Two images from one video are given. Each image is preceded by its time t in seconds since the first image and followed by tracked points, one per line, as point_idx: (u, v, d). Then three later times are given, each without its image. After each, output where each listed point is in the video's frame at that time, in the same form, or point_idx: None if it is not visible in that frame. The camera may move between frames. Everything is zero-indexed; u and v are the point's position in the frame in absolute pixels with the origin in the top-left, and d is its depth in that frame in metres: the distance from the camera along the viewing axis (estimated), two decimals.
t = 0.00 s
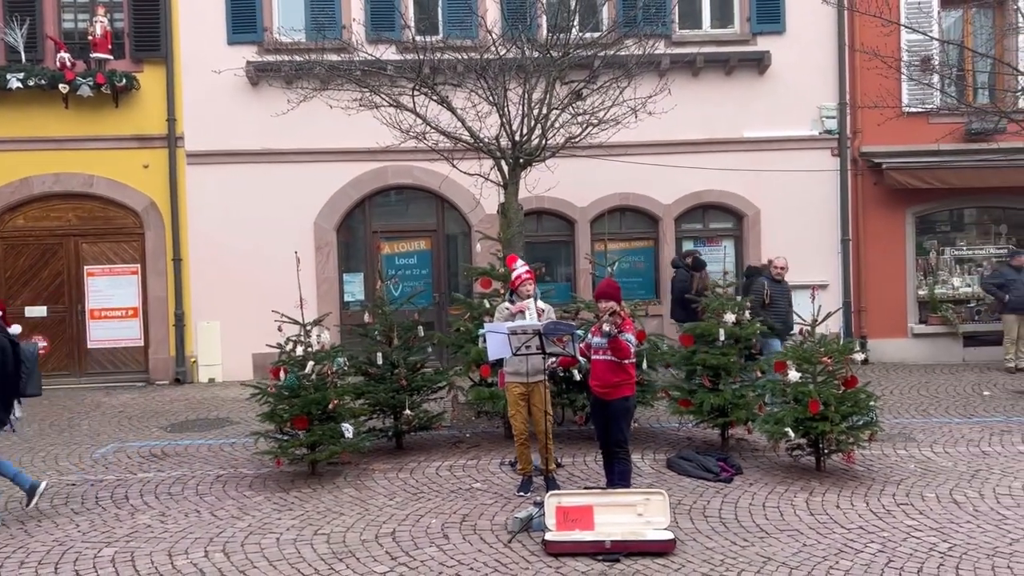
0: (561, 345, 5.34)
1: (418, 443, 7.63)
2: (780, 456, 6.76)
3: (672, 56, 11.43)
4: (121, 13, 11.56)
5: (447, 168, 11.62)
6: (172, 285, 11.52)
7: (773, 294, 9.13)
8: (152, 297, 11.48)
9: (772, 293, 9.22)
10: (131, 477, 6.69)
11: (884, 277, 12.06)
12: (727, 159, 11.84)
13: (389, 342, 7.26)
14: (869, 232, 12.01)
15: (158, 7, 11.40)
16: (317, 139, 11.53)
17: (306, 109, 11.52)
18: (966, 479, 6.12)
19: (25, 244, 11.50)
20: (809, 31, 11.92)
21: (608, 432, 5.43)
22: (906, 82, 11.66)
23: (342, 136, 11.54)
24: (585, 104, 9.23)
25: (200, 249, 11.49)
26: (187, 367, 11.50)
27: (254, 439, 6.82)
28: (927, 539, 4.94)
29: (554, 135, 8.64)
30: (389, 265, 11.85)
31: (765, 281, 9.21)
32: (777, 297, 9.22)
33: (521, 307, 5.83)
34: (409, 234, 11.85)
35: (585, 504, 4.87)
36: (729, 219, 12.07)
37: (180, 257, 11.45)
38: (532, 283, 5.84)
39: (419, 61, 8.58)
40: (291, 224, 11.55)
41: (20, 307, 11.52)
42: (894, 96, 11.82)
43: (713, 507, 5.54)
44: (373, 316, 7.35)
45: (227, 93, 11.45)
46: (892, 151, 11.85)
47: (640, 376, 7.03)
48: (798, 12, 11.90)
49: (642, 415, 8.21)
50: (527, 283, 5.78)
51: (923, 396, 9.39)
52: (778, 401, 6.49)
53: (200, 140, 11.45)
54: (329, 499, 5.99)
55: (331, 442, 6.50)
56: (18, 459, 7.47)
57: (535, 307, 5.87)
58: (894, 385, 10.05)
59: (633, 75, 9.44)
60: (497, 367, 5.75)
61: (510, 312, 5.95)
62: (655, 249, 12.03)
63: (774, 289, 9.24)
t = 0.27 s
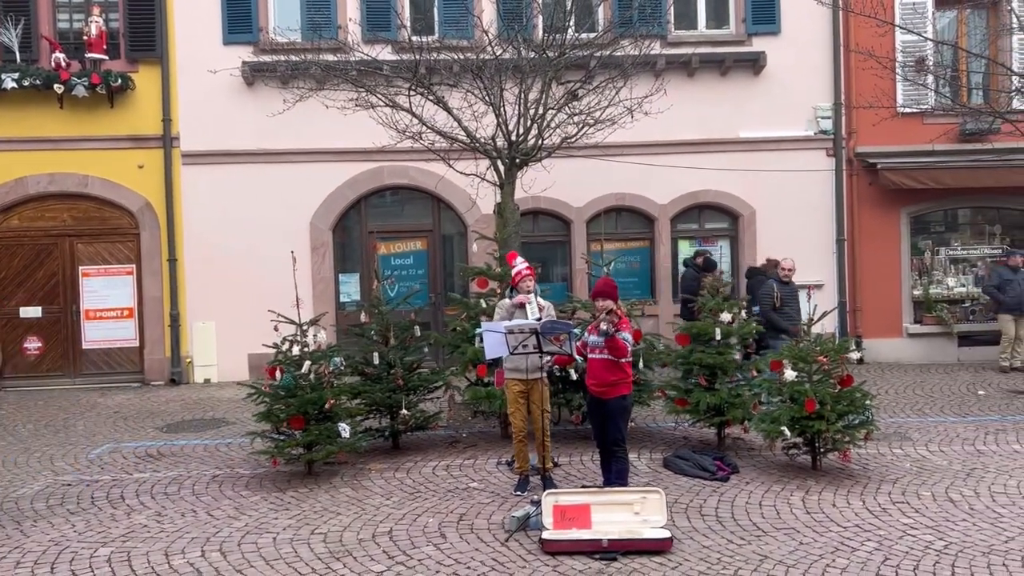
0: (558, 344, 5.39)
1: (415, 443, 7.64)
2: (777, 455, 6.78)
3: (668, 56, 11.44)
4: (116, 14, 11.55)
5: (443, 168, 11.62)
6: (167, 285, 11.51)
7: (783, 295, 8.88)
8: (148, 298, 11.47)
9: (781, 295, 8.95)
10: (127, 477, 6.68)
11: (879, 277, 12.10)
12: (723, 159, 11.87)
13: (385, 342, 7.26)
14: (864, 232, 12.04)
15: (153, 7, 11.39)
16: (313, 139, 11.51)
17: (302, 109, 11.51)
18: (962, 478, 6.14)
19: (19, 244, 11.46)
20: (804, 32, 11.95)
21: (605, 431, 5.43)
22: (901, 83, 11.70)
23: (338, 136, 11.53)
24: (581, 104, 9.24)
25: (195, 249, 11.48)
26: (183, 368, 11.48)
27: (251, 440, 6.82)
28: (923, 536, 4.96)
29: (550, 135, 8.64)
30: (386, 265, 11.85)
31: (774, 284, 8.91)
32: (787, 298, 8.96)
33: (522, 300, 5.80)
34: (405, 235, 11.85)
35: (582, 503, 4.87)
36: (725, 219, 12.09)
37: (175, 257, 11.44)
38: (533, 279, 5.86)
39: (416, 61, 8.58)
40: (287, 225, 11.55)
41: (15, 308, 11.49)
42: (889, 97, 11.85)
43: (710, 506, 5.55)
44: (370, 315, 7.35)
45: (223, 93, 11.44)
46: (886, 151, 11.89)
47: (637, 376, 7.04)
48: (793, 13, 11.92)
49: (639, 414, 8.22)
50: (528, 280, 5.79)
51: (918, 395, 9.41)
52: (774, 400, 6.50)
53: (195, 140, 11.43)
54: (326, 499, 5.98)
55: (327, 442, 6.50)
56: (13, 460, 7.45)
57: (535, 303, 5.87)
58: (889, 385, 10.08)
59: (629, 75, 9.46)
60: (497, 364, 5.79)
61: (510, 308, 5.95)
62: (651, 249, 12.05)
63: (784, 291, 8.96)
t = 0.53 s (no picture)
0: (558, 344, 5.37)
1: (415, 444, 7.64)
2: (777, 455, 6.79)
3: (667, 58, 11.46)
4: (115, 16, 11.57)
5: (442, 169, 11.63)
6: (167, 287, 11.51)
7: (798, 294, 9.02)
8: (147, 300, 11.47)
9: (796, 294, 9.08)
10: (128, 479, 6.68)
11: (878, 277, 12.11)
12: (721, 160, 11.88)
13: (385, 343, 7.27)
14: (862, 232, 12.06)
15: (152, 9, 11.41)
16: (312, 141, 11.52)
17: (302, 111, 11.52)
18: (962, 477, 6.15)
19: (19, 246, 11.47)
20: (802, 33, 11.98)
21: (606, 431, 5.44)
22: (899, 83, 11.73)
23: (338, 137, 11.55)
24: (581, 105, 9.25)
25: (195, 251, 11.48)
26: (183, 370, 11.48)
27: (251, 441, 6.82)
28: (924, 535, 4.97)
29: (549, 136, 8.65)
30: (385, 266, 11.86)
31: (789, 282, 9.04)
32: (802, 296, 9.09)
33: (527, 301, 5.85)
34: (404, 236, 11.86)
35: (583, 502, 4.88)
36: (724, 219, 12.10)
37: (175, 259, 11.44)
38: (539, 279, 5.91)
39: (415, 63, 8.60)
40: (287, 226, 11.56)
41: (14, 310, 11.49)
42: (887, 97, 11.88)
43: (711, 505, 5.55)
44: (370, 316, 7.36)
45: (222, 95, 11.45)
46: (885, 152, 11.91)
47: (637, 376, 7.05)
48: (792, 14, 11.95)
49: (639, 414, 8.22)
50: (533, 279, 5.83)
51: (917, 395, 9.42)
52: (774, 400, 6.51)
53: (194, 142, 11.44)
54: (327, 499, 5.99)
55: (328, 443, 6.50)
56: (13, 462, 7.45)
57: (540, 303, 5.91)
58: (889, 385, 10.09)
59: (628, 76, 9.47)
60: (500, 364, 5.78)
61: (516, 307, 5.99)
62: (650, 250, 12.06)
63: (799, 290, 9.11)
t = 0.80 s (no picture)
0: (563, 347, 5.43)
1: (419, 447, 7.64)
2: (781, 457, 6.79)
3: (668, 60, 11.47)
4: (118, 22, 11.61)
5: (445, 173, 11.65)
6: (170, 292, 11.53)
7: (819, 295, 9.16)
8: (151, 305, 11.49)
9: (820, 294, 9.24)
10: (133, 483, 6.69)
11: (882, 279, 12.11)
12: (724, 162, 11.89)
13: (389, 346, 7.28)
14: (865, 233, 12.06)
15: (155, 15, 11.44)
16: (315, 146, 11.55)
17: (305, 115, 11.55)
18: (967, 478, 6.14)
19: (23, 252, 11.49)
20: (804, 36, 11.99)
21: (610, 433, 5.44)
22: (901, 85, 11.73)
23: (341, 141, 11.57)
24: (583, 108, 9.26)
25: (198, 256, 11.50)
26: (187, 375, 11.50)
27: (256, 445, 6.83)
28: (929, 536, 4.96)
29: (551, 139, 8.67)
30: (388, 270, 11.87)
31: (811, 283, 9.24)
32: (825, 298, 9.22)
33: (537, 306, 5.88)
34: (407, 240, 11.87)
35: (587, 505, 4.89)
36: (726, 221, 12.10)
37: (178, 264, 11.46)
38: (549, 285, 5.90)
39: (418, 67, 8.62)
40: (290, 231, 11.57)
41: (19, 316, 11.52)
42: (889, 99, 11.88)
43: (716, 508, 5.55)
44: (373, 320, 7.35)
45: (225, 100, 11.48)
46: (887, 153, 11.91)
47: (641, 379, 7.04)
48: (793, 17, 11.97)
49: (643, 417, 8.22)
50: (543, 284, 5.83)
51: (922, 396, 9.41)
52: (778, 402, 6.51)
53: (197, 147, 11.47)
54: (332, 503, 5.99)
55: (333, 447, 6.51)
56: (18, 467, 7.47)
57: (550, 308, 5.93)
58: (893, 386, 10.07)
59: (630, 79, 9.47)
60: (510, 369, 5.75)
61: (526, 312, 5.98)
62: (653, 252, 12.07)
63: (821, 291, 9.25)
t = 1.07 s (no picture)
0: (574, 353, 5.42)
1: (430, 453, 7.65)
2: (793, 462, 6.77)
3: (677, 66, 11.48)
4: (129, 32, 11.69)
5: (454, 180, 11.67)
6: (181, 300, 11.58)
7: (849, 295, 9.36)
8: (162, 312, 11.55)
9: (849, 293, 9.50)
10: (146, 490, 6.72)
11: (893, 283, 12.07)
12: (733, 167, 11.88)
13: (400, 353, 7.29)
14: (876, 237, 12.02)
15: (166, 24, 11.52)
16: (325, 153, 11.60)
17: (315, 123, 11.60)
18: (981, 483, 6.11)
19: (35, 260, 11.57)
20: (812, 40, 11.98)
21: (622, 439, 5.44)
22: (911, 88, 11.71)
23: (350, 148, 11.61)
24: (592, 115, 9.27)
25: (209, 263, 11.56)
26: (198, 382, 11.54)
27: (268, 452, 6.86)
28: (944, 542, 4.94)
29: (560, 145, 8.68)
30: (398, 276, 11.90)
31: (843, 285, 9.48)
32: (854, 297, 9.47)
33: (552, 310, 5.88)
34: (416, 246, 11.90)
35: (600, 511, 4.90)
36: (736, 226, 12.08)
37: (189, 271, 11.52)
38: (564, 289, 5.92)
39: (427, 74, 8.65)
40: (301, 238, 11.62)
41: (32, 324, 11.60)
42: (898, 102, 11.86)
43: (729, 514, 5.54)
44: (383, 327, 7.34)
45: (236, 109, 11.54)
46: (897, 157, 11.88)
47: (652, 384, 7.03)
48: (801, 21, 11.97)
49: (654, 422, 8.21)
50: (559, 288, 5.86)
51: (934, 401, 9.37)
52: (790, 407, 6.49)
53: (208, 156, 11.53)
54: (344, 510, 6.01)
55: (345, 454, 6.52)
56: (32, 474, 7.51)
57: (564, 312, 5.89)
58: (906, 391, 10.03)
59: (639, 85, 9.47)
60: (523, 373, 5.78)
61: (541, 316, 6.00)
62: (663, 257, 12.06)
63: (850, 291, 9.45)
